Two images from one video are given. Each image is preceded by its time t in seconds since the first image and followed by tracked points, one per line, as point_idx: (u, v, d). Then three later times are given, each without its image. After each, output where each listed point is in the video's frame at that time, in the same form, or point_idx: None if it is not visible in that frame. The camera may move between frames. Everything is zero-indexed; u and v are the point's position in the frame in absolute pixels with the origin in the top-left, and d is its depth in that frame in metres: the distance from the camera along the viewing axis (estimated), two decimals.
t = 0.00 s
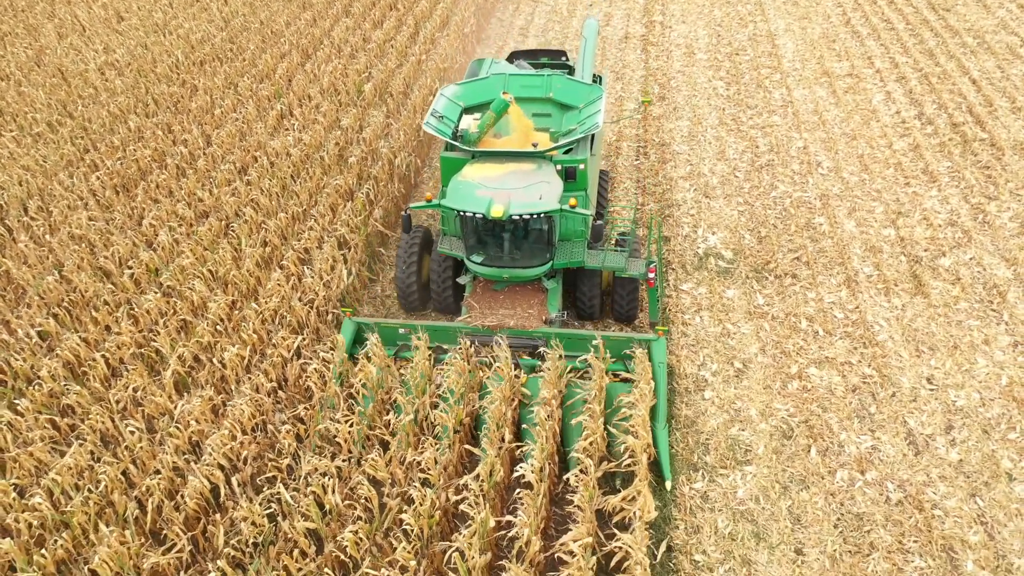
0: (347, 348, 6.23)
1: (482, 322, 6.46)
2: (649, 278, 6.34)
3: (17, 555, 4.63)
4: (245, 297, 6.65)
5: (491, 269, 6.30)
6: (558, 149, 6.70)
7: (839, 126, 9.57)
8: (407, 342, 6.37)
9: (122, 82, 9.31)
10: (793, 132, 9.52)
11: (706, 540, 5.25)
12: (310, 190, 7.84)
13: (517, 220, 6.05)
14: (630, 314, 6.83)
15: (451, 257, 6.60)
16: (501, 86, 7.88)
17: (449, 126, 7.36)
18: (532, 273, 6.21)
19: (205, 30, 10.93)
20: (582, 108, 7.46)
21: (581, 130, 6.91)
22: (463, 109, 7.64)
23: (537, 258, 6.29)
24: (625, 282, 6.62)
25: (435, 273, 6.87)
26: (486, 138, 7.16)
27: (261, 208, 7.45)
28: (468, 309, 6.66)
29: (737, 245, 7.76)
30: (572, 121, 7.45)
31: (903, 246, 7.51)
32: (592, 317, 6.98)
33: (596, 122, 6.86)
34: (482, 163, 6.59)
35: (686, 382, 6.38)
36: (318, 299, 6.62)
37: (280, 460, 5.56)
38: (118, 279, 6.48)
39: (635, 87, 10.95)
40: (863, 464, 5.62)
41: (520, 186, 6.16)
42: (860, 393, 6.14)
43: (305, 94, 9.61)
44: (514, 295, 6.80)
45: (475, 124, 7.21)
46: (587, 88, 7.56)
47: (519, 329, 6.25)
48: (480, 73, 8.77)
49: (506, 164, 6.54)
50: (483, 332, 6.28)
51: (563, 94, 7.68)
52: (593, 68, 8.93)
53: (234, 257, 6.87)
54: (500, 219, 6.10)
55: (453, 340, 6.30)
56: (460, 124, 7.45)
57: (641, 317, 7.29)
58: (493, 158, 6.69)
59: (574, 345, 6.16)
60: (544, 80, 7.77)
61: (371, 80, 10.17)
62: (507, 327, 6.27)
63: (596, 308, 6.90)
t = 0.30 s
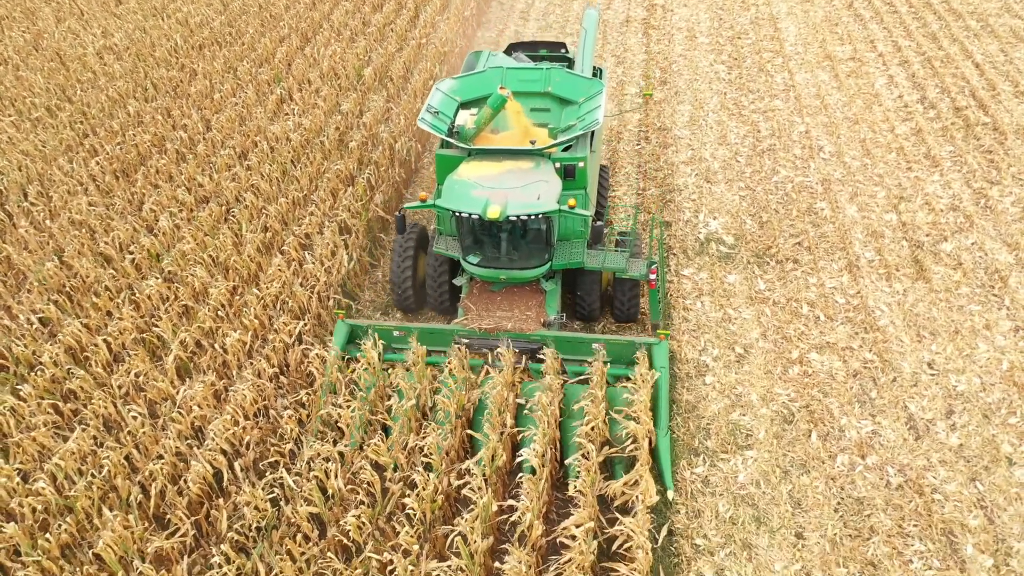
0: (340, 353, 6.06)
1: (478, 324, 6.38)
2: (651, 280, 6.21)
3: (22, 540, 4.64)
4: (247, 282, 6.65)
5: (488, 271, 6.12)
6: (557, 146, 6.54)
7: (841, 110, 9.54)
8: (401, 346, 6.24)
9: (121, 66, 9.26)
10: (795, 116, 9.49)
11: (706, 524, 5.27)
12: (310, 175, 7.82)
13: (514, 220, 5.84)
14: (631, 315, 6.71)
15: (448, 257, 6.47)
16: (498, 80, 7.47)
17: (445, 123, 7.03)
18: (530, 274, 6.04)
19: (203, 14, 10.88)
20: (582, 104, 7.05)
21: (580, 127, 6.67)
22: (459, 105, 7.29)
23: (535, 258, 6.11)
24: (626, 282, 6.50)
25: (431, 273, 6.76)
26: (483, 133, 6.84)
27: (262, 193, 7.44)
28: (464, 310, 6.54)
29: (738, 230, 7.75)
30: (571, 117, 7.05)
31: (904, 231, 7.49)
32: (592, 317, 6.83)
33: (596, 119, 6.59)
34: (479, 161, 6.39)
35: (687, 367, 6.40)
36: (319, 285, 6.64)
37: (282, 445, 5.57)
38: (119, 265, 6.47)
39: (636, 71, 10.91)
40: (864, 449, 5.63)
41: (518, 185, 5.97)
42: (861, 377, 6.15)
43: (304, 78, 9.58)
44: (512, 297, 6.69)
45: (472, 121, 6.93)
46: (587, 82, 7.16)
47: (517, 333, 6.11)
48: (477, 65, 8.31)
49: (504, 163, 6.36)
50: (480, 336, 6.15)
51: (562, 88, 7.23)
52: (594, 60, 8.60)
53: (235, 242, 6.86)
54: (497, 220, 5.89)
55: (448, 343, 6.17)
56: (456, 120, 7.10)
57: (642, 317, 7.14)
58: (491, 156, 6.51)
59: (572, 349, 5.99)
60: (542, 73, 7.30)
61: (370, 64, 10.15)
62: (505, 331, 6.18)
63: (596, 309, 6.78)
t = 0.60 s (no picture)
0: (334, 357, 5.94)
1: (475, 329, 6.23)
2: (653, 283, 6.04)
3: (27, 524, 4.66)
4: (248, 268, 6.65)
5: (485, 273, 5.89)
6: (556, 146, 6.29)
7: (844, 95, 9.51)
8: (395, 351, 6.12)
9: (120, 52, 9.22)
10: (798, 101, 9.45)
11: (708, 509, 5.29)
12: (311, 160, 7.82)
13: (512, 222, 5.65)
14: (633, 317, 6.59)
15: (445, 259, 6.19)
16: (495, 75, 7.15)
17: (441, 120, 6.73)
18: (529, 277, 5.82)
19: None
20: (582, 100, 6.74)
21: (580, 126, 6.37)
22: (455, 101, 6.98)
23: (534, 262, 5.93)
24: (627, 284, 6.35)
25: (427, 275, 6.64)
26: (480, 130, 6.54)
27: (263, 178, 7.43)
28: (461, 313, 6.42)
29: (740, 216, 7.74)
30: (570, 113, 6.74)
31: (907, 217, 7.48)
32: (592, 318, 6.69)
33: (597, 117, 6.32)
34: (476, 161, 6.15)
35: (688, 352, 6.40)
36: (321, 271, 6.66)
37: (285, 431, 5.59)
38: (120, 251, 6.46)
39: (637, 56, 10.87)
40: (865, 434, 5.64)
41: (516, 186, 5.74)
42: (862, 362, 6.15)
43: (304, 63, 9.55)
44: (510, 300, 6.52)
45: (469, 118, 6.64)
46: (588, 78, 6.84)
47: (514, 337, 5.99)
48: (474, 59, 8.02)
49: (501, 163, 6.13)
50: (476, 340, 6.01)
51: (562, 84, 6.92)
52: (595, 54, 8.25)
53: (236, 228, 6.86)
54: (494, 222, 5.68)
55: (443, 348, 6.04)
56: (452, 117, 6.80)
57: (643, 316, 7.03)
58: (488, 155, 6.27)
59: (572, 354, 5.85)
60: (541, 69, 7.00)
61: (371, 49, 10.13)
62: (502, 335, 6.02)
63: (596, 310, 6.64)
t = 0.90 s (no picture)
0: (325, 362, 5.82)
1: (472, 333, 6.05)
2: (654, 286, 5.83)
3: (32, 508, 4.68)
4: (250, 254, 6.66)
5: (482, 276, 5.74)
6: (556, 145, 6.06)
7: (847, 79, 9.48)
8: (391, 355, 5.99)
9: (120, 36, 9.18)
10: (800, 86, 9.42)
11: (709, 493, 5.31)
12: (312, 145, 7.81)
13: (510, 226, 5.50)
14: (634, 322, 6.38)
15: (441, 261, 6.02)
16: (493, 69, 6.85)
17: (437, 118, 6.45)
18: (528, 280, 5.69)
19: None
20: (583, 97, 6.50)
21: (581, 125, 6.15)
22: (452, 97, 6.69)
23: (533, 264, 5.79)
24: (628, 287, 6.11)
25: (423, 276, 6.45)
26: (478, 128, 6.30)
27: (264, 163, 7.43)
28: (458, 317, 6.23)
29: (742, 201, 7.73)
30: (570, 112, 6.52)
31: (909, 202, 7.47)
32: (592, 322, 6.48)
33: (598, 115, 6.12)
34: (473, 159, 5.97)
35: (690, 338, 6.41)
36: (322, 256, 6.68)
37: (288, 415, 5.62)
38: (122, 236, 6.46)
39: (639, 40, 10.84)
40: (866, 419, 5.65)
41: (514, 188, 5.58)
42: (863, 347, 6.16)
43: (305, 48, 9.53)
44: (509, 303, 6.33)
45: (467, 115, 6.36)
46: (589, 73, 6.56)
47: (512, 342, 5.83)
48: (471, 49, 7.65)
49: (499, 161, 5.95)
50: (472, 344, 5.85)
51: (562, 79, 6.65)
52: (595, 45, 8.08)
53: (238, 213, 6.86)
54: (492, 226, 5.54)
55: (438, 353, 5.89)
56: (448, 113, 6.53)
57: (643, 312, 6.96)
58: (486, 154, 6.03)
59: (570, 360, 5.71)
60: (541, 63, 6.71)
61: (371, 34, 10.11)
62: (500, 340, 5.84)
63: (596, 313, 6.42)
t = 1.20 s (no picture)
0: (315, 372, 5.66)
1: (467, 341, 5.92)
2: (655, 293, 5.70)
3: (35, 495, 4.70)
4: (251, 241, 6.66)
5: (477, 282, 5.51)
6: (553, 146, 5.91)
7: (848, 65, 9.45)
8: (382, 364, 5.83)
9: (118, 22, 9.14)
10: (801, 72, 9.39)
11: (709, 479, 5.33)
12: (312, 132, 7.82)
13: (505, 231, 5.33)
14: (633, 327, 6.23)
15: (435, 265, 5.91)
16: (489, 67, 6.74)
17: (432, 118, 6.34)
18: (524, 286, 5.42)
19: None
20: (582, 96, 6.39)
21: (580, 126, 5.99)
22: (447, 96, 6.57)
23: (530, 268, 5.56)
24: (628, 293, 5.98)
25: (417, 279, 6.29)
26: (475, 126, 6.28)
27: (264, 150, 7.43)
28: (453, 323, 6.10)
29: (743, 187, 7.72)
30: (569, 111, 6.40)
31: (909, 188, 7.47)
32: (591, 327, 6.31)
33: (597, 116, 5.94)
34: (468, 163, 5.81)
35: (690, 325, 6.42)
36: (323, 244, 6.69)
37: (289, 402, 5.64)
38: (122, 224, 6.46)
39: (640, 26, 10.81)
40: (866, 405, 5.67)
41: (511, 193, 5.40)
42: (863, 334, 6.17)
43: (304, 34, 9.51)
44: (504, 309, 6.20)
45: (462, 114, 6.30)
46: (587, 71, 6.47)
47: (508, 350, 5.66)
48: (467, 46, 7.52)
49: (495, 166, 5.78)
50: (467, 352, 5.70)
51: (560, 78, 6.54)
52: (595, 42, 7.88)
53: (238, 200, 6.86)
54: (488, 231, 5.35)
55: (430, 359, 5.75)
56: (444, 113, 6.42)
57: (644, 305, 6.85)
58: (482, 155, 5.88)
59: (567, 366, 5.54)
60: (538, 61, 6.60)
61: (370, 20, 10.09)
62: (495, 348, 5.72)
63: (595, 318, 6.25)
